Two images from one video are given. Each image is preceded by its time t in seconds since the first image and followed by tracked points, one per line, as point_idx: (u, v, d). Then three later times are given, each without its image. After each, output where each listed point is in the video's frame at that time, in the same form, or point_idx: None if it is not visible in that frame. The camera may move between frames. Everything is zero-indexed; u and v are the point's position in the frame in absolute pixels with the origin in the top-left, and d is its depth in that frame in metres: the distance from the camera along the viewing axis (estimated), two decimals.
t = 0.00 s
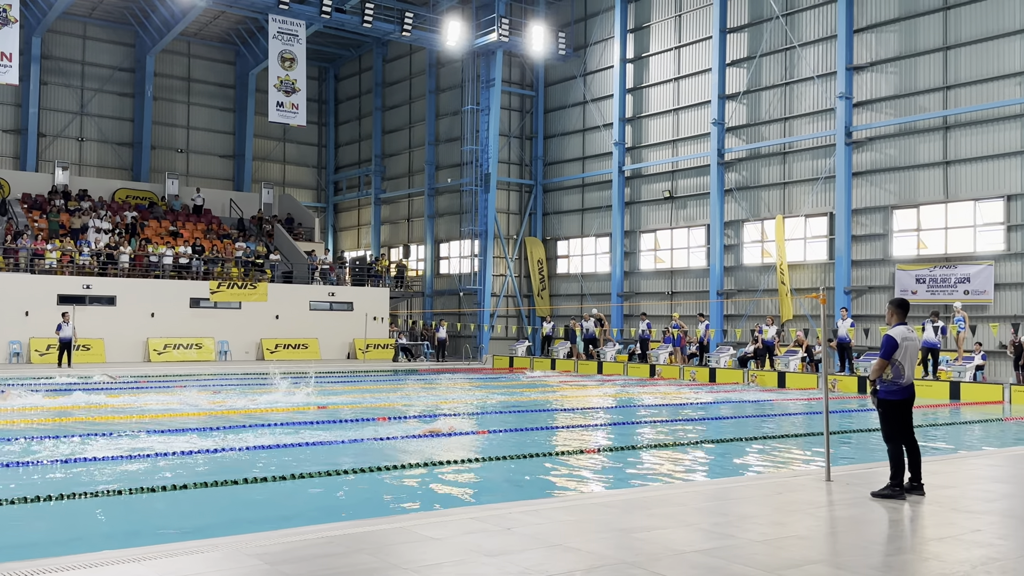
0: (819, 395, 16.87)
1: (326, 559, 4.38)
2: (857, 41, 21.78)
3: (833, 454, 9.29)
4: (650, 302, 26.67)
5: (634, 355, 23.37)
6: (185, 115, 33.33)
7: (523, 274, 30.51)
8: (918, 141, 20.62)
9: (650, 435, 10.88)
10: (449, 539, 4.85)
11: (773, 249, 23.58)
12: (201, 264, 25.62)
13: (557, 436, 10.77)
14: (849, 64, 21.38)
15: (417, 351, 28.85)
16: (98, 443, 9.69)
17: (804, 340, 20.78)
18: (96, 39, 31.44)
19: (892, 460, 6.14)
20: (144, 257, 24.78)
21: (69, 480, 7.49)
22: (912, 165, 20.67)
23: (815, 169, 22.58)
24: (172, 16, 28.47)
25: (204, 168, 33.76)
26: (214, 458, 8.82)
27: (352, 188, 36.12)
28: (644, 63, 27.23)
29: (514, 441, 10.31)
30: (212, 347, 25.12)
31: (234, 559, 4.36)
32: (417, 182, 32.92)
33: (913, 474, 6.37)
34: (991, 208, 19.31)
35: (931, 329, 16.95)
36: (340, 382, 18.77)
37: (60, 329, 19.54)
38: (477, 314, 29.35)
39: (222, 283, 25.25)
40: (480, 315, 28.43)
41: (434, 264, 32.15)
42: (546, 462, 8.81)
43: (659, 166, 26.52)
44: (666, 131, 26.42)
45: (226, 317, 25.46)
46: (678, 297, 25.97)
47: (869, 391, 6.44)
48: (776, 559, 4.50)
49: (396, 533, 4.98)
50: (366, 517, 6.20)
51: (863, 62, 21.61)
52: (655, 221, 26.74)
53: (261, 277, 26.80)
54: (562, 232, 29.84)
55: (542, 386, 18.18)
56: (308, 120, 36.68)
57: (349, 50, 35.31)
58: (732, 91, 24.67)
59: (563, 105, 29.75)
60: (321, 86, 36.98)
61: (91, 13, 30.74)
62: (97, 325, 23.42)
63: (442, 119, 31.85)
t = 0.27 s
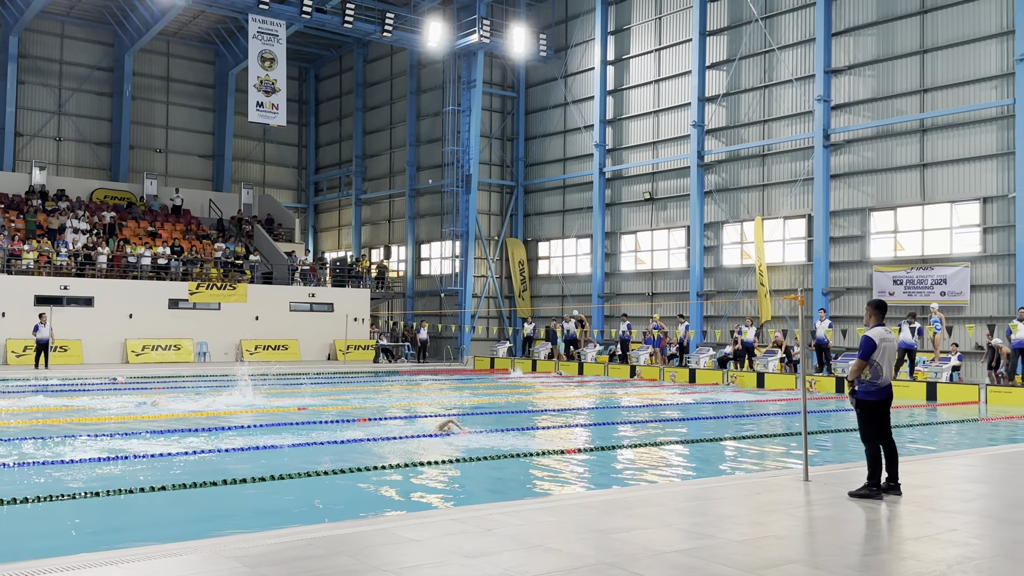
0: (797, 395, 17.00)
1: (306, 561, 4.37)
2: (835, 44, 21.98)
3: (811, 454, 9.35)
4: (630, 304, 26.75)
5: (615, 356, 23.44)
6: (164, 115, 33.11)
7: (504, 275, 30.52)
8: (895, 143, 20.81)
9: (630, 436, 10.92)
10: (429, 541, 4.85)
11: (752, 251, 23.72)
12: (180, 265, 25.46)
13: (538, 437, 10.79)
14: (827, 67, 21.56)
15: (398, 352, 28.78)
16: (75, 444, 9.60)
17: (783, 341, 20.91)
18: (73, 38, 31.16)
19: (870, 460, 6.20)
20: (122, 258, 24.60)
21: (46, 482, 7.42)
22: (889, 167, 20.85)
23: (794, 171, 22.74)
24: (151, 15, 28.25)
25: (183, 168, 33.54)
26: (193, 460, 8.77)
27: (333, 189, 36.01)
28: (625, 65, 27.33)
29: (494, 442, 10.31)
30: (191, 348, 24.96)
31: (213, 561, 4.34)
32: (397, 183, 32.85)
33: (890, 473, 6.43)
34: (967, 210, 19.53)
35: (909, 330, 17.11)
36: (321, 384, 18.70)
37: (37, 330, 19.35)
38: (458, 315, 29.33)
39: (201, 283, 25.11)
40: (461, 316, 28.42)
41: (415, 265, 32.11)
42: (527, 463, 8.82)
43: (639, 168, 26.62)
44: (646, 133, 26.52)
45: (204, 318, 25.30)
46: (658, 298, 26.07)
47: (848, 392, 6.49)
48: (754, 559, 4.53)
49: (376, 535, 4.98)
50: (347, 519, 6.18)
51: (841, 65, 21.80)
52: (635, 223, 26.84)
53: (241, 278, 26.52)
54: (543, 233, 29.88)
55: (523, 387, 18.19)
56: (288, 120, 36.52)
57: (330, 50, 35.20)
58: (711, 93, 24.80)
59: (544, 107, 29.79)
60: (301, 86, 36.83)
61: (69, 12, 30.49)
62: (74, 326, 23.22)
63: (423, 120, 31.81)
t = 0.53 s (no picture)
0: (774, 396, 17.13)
1: (284, 563, 4.36)
2: (812, 48, 22.17)
3: (789, 455, 9.42)
4: (610, 305, 26.83)
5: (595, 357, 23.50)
6: (141, 115, 32.84)
7: (484, 277, 30.50)
8: (871, 146, 21.00)
9: (610, 436, 10.95)
10: (408, 543, 4.84)
11: (731, 252, 23.84)
12: (157, 266, 25.29)
13: (517, 438, 10.80)
14: (805, 71, 21.73)
15: (378, 353, 28.69)
16: (51, 447, 9.51)
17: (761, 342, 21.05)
18: (50, 37, 30.86)
19: (846, 460, 6.25)
20: (99, 258, 24.40)
21: (20, 485, 7.35)
22: (865, 170, 21.04)
23: (772, 173, 22.89)
24: (129, 14, 28.04)
25: (160, 169, 33.27)
26: (170, 463, 8.70)
27: (312, 190, 35.86)
28: (605, 67, 27.40)
29: (474, 443, 10.31)
30: (168, 349, 24.78)
31: (189, 564, 4.32)
32: (377, 184, 32.75)
33: (866, 473, 6.49)
34: (943, 213, 19.75)
35: (883, 330, 17.30)
36: (299, 385, 18.60)
37: (12, 332, 19.13)
38: (438, 317, 29.28)
39: (178, 284, 24.94)
40: (441, 317, 28.42)
41: (395, 266, 32.04)
42: (507, 464, 8.84)
43: (619, 170, 26.69)
44: (626, 135, 26.59)
45: (182, 319, 25.11)
46: (638, 299, 26.15)
47: (825, 392, 6.54)
48: (732, 559, 4.56)
49: (354, 537, 4.96)
50: (325, 521, 6.16)
51: (819, 68, 21.99)
52: (615, 224, 26.91)
53: (219, 278, 26.41)
54: (523, 234, 29.90)
55: (503, 389, 18.20)
56: (267, 120, 36.33)
57: (309, 51, 35.07)
58: (691, 96, 24.92)
59: (525, 108, 29.81)
60: (280, 86, 36.66)
61: (45, 11, 30.23)
62: (50, 327, 23.00)
63: (403, 121, 31.74)
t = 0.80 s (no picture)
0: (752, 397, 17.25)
1: (260, 566, 4.33)
2: (790, 51, 22.35)
3: (766, 455, 9.47)
4: (589, 306, 26.89)
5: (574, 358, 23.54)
6: (118, 115, 32.55)
7: (463, 278, 30.46)
8: (847, 149, 21.18)
9: (589, 438, 10.98)
10: (386, 545, 4.82)
11: (709, 254, 23.94)
12: (134, 267, 25.10)
13: (497, 440, 10.79)
14: (782, 75, 22.16)
15: (357, 355, 28.59)
16: (24, 450, 9.40)
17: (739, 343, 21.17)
18: (25, 36, 30.53)
19: (821, 460, 6.29)
20: (75, 259, 24.17)
21: None
22: (841, 173, 21.23)
23: (749, 176, 23.04)
24: (105, 13, 27.82)
25: (137, 169, 32.99)
26: (147, 465, 8.63)
27: (291, 190, 35.69)
28: (584, 69, 27.46)
29: (454, 445, 10.29)
30: (144, 351, 24.54)
31: (164, 567, 4.28)
32: (356, 185, 32.64)
33: (841, 473, 6.54)
34: (918, 215, 19.95)
35: (858, 332, 17.45)
36: (277, 387, 18.49)
37: None
38: (418, 318, 29.21)
39: (155, 285, 24.74)
40: (421, 319, 28.55)
41: (374, 267, 31.94)
42: (486, 466, 8.82)
43: (599, 172, 26.75)
44: (605, 137, 26.66)
45: (158, 321, 24.90)
46: (617, 301, 26.23)
47: (801, 393, 6.59)
48: (709, 559, 4.58)
49: (332, 539, 4.94)
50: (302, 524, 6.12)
51: (796, 71, 22.17)
52: (595, 226, 26.97)
53: (197, 279, 26.33)
54: (503, 236, 29.91)
55: (482, 390, 18.19)
56: (245, 120, 36.12)
57: (288, 51, 34.91)
58: (669, 98, 25.03)
59: (504, 110, 29.83)
60: (258, 86, 36.48)
61: (20, 9, 29.91)
62: (25, 329, 22.75)
63: (382, 122, 31.66)
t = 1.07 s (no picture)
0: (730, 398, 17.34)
1: (237, 568, 4.31)
2: (767, 54, 22.52)
3: (744, 456, 9.53)
4: (569, 308, 26.95)
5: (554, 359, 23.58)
6: (94, 114, 32.25)
7: (443, 279, 30.39)
8: (824, 151, 21.36)
9: (569, 439, 11.00)
10: (364, 547, 4.81)
11: (688, 256, 24.05)
12: (110, 268, 24.88)
13: (476, 441, 10.79)
14: (759, 78, 22.36)
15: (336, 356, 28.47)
16: None
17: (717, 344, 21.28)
18: None
19: (797, 460, 6.34)
20: (50, 259, 23.93)
21: None
22: (818, 175, 21.40)
23: (728, 178, 23.18)
24: (81, 12, 27.55)
25: (114, 169, 32.71)
26: (124, 467, 8.56)
27: (269, 190, 35.51)
28: (564, 71, 27.51)
29: (433, 446, 10.28)
30: (121, 352, 24.30)
31: (140, 571, 4.25)
32: (336, 186, 32.52)
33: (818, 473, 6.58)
34: (893, 217, 20.14)
35: (834, 332, 17.57)
36: (256, 389, 18.39)
37: None
38: (397, 319, 29.14)
39: (131, 286, 24.53)
40: (400, 319, 28.31)
41: (354, 268, 31.84)
42: (466, 467, 8.82)
43: (578, 173, 26.81)
44: (585, 138, 26.73)
45: (135, 322, 24.68)
46: (597, 302, 26.29)
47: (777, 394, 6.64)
48: (686, 559, 4.61)
49: (309, 541, 4.92)
50: (281, 526, 6.09)
51: (773, 74, 22.34)
52: (574, 227, 27.03)
53: (174, 280, 26.07)
54: (482, 237, 29.91)
55: (462, 391, 18.17)
56: (222, 120, 35.90)
57: (266, 50, 34.75)
58: (648, 100, 25.13)
59: (484, 111, 29.85)
60: (237, 86, 36.27)
61: None
62: None
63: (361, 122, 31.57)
